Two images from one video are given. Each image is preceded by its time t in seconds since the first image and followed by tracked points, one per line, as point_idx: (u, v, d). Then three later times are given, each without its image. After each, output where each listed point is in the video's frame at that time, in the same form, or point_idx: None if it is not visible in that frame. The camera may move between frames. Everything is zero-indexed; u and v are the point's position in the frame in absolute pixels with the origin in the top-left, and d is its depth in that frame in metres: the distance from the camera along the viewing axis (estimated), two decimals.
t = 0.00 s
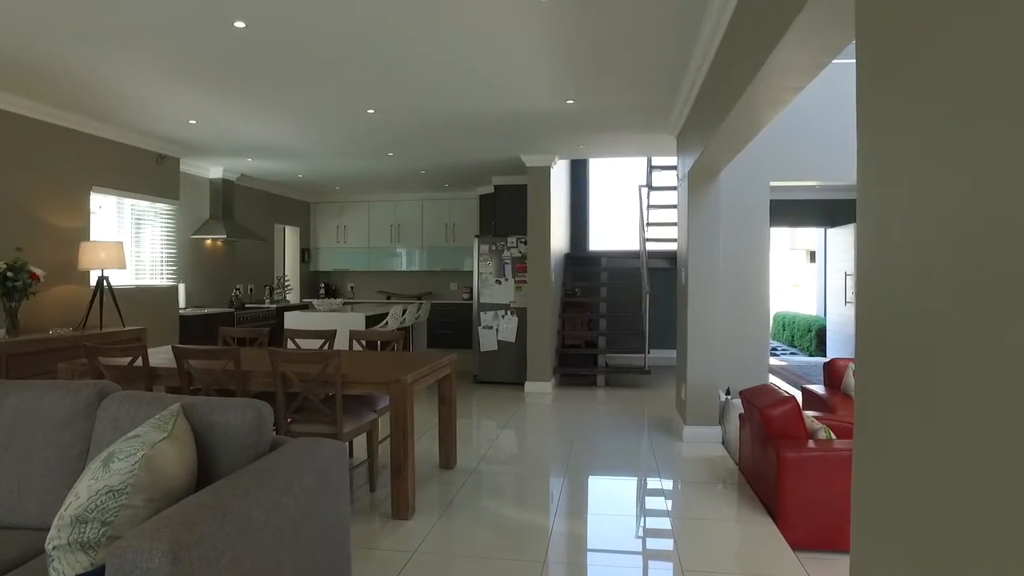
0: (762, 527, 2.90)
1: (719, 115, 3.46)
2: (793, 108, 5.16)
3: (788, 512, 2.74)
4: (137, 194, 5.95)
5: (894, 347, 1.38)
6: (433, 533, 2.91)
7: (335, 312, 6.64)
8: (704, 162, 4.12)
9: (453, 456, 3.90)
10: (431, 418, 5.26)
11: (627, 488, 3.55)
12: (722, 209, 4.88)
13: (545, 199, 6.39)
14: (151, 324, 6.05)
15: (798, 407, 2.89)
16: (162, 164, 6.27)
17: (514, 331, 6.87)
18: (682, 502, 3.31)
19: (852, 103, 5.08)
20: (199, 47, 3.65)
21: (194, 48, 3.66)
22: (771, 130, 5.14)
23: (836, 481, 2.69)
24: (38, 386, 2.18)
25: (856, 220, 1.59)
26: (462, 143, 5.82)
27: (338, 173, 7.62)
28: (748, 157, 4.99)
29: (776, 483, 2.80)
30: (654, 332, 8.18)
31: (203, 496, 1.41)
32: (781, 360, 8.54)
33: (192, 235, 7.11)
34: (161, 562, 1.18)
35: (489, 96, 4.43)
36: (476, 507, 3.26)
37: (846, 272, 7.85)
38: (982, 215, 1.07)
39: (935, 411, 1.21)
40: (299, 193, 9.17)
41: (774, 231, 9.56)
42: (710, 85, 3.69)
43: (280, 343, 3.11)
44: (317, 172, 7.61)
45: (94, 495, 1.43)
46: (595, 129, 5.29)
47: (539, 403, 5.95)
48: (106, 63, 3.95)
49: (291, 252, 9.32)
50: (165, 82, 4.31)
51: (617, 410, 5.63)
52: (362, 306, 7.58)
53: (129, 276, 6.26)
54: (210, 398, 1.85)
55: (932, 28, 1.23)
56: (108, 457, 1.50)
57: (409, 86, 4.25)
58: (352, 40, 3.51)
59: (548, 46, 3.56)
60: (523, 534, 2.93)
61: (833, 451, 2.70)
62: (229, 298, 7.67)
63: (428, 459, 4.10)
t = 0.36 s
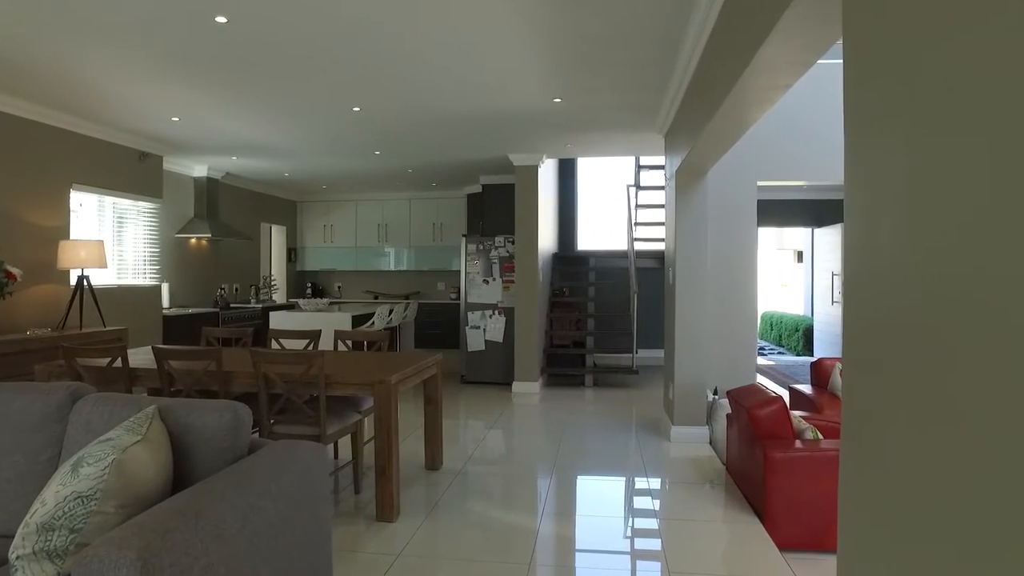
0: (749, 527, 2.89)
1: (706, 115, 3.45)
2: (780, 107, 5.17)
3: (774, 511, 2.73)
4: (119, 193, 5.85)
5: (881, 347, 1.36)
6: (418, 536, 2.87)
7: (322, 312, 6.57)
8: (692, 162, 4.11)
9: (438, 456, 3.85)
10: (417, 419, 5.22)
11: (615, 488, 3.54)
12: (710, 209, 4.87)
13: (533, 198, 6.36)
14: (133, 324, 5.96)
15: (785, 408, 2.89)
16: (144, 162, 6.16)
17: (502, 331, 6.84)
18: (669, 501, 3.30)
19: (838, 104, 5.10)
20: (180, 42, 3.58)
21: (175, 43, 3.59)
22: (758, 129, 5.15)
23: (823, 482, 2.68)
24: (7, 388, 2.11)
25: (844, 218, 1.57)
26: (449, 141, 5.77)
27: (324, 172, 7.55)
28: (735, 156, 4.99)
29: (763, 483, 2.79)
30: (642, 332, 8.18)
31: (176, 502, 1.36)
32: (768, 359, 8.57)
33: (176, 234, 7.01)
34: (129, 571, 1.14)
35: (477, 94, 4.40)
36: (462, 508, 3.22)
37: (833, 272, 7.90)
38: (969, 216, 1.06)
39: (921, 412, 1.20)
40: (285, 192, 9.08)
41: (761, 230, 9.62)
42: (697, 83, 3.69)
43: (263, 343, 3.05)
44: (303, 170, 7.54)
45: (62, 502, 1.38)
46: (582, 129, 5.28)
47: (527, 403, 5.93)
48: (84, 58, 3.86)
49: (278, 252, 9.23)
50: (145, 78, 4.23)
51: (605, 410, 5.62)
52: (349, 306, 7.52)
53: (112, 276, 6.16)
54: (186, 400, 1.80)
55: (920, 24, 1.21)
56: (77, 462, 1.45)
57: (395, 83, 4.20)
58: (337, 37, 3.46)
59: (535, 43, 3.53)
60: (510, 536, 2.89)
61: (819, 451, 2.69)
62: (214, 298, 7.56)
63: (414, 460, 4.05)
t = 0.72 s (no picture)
0: (742, 527, 2.86)
1: (698, 114, 3.43)
2: (773, 107, 5.16)
3: (767, 511, 2.71)
4: (106, 191, 5.77)
5: (877, 347, 1.33)
6: (408, 538, 2.82)
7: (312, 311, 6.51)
8: (684, 161, 4.09)
9: (429, 458, 3.81)
10: (408, 419, 5.18)
11: (607, 488, 3.52)
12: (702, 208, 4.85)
13: (525, 197, 6.33)
14: (121, 324, 5.88)
15: (777, 408, 2.87)
16: (132, 160, 6.08)
17: (494, 330, 6.80)
18: (662, 501, 3.29)
19: (830, 103, 5.10)
20: (166, 38, 3.51)
21: (161, 39, 3.52)
22: (750, 129, 5.14)
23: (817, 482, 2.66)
24: None
25: (839, 216, 1.54)
26: (441, 140, 5.73)
27: (315, 170, 7.49)
28: (727, 157, 4.98)
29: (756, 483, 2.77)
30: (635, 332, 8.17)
31: (153, 507, 1.31)
32: (761, 359, 8.57)
33: (165, 233, 6.93)
34: None
35: (469, 92, 4.36)
36: (452, 510, 3.18)
37: (824, 272, 7.93)
38: (967, 212, 1.03)
39: (918, 413, 1.17)
40: (276, 190, 9.00)
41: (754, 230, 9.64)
42: (690, 81, 3.67)
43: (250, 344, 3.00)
44: (293, 169, 7.47)
45: (35, 507, 1.33)
46: (574, 128, 5.26)
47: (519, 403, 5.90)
48: (68, 54, 3.79)
49: (268, 251, 9.16)
50: (131, 75, 4.15)
51: (597, 410, 5.60)
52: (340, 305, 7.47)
53: (100, 275, 6.08)
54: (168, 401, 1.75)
55: (916, 16, 1.18)
56: (51, 466, 1.40)
57: (386, 80, 4.15)
58: (326, 33, 3.41)
59: (528, 40, 3.50)
60: (501, 538, 2.85)
61: (812, 451, 2.67)
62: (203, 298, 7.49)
63: (405, 461, 4.01)
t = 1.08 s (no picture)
0: (739, 530, 2.82)
1: (695, 110, 3.37)
2: (769, 104, 5.11)
3: (765, 514, 2.67)
4: (94, 189, 5.68)
5: (880, 349, 1.28)
6: (399, 542, 2.77)
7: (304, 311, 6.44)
8: (680, 159, 4.05)
9: (421, 459, 3.76)
10: (401, 420, 5.12)
11: (602, 489, 3.50)
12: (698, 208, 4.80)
13: (520, 196, 6.28)
14: (110, 324, 5.79)
15: (775, 409, 2.83)
16: (121, 158, 5.99)
17: (488, 330, 6.76)
18: (658, 501, 3.27)
19: (826, 101, 5.04)
20: (153, 34, 3.44)
21: (147, 34, 3.45)
22: (746, 127, 5.09)
23: (814, 485, 2.62)
24: None
25: (840, 214, 1.49)
26: (434, 137, 5.67)
27: (307, 169, 7.42)
28: (722, 156, 4.94)
29: (753, 485, 2.73)
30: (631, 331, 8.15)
31: (128, 516, 1.25)
32: (756, 359, 8.52)
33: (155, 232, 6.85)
34: None
35: (462, 89, 4.30)
36: (445, 513, 3.12)
37: (820, 271, 7.92)
38: (971, 209, 0.99)
39: (923, 419, 1.12)
40: (268, 189, 8.93)
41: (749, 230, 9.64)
42: (686, 80, 3.62)
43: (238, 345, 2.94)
44: (286, 168, 7.39)
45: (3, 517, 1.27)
46: (569, 125, 5.21)
47: (513, 404, 5.85)
48: (53, 50, 3.70)
49: (261, 251, 9.09)
50: (117, 72, 4.07)
51: (592, 411, 5.56)
52: (333, 305, 7.41)
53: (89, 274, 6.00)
54: (149, 403, 1.69)
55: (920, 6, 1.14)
56: (21, 473, 1.34)
57: (377, 77, 4.08)
58: (316, 29, 3.34)
59: (522, 37, 3.45)
60: (493, 543, 2.79)
61: (810, 452, 2.63)
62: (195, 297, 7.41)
63: (398, 463, 3.96)
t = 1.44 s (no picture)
0: (737, 535, 2.76)
1: (692, 106, 3.31)
2: (766, 101, 5.04)
3: (766, 520, 2.61)
4: (79, 188, 5.56)
5: (886, 355, 1.21)
6: (389, 551, 2.68)
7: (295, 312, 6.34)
8: (677, 157, 3.98)
9: (412, 464, 3.68)
10: (392, 422, 5.03)
11: (598, 492, 3.45)
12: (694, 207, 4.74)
13: (513, 195, 6.21)
14: (95, 326, 5.67)
15: (774, 412, 2.76)
16: (106, 156, 5.87)
17: (481, 331, 6.68)
18: (653, 503, 3.24)
19: (821, 99, 4.95)
20: (134, 28, 3.33)
21: (128, 28, 3.34)
22: (743, 124, 5.02)
23: (815, 490, 2.56)
24: None
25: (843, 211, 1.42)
26: (425, 135, 5.59)
27: (298, 167, 7.32)
28: (717, 155, 4.88)
29: (752, 490, 2.67)
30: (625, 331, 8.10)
31: (91, 533, 1.18)
32: (751, 359, 8.49)
33: (142, 231, 6.73)
34: None
35: (454, 85, 4.21)
36: (436, 520, 3.04)
37: (816, 271, 7.91)
38: (984, 207, 0.92)
39: (933, 431, 1.05)
40: (259, 188, 8.82)
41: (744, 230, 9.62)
42: (682, 77, 3.56)
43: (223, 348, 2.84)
44: (277, 166, 7.30)
45: None
46: (563, 124, 5.15)
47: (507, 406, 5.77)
48: (31, 44, 3.59)
49: (251, 250, 8.97)
50: (99, 67, 3.96)
51: (587, 412, 5.49)
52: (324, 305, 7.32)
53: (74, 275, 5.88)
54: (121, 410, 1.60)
55: None
56: None
57: (367, 73, 3.99)
58: (303, 22, 3.24)
59: (516, 32, 3.38)
60: (487, 550, 2.71)
61: (810, 457, 2.57)
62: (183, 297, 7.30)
63: (389, 467, 3.87)
